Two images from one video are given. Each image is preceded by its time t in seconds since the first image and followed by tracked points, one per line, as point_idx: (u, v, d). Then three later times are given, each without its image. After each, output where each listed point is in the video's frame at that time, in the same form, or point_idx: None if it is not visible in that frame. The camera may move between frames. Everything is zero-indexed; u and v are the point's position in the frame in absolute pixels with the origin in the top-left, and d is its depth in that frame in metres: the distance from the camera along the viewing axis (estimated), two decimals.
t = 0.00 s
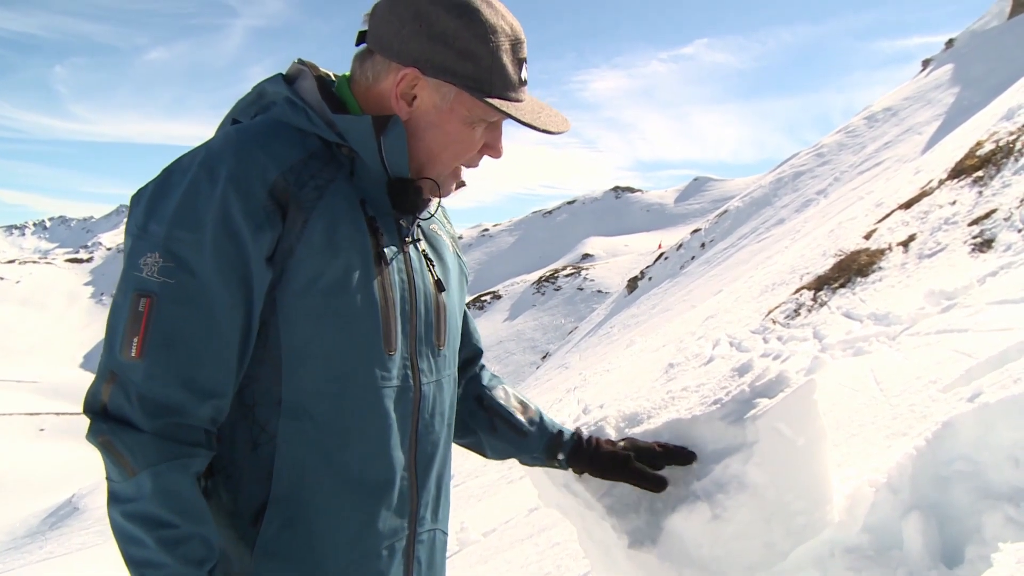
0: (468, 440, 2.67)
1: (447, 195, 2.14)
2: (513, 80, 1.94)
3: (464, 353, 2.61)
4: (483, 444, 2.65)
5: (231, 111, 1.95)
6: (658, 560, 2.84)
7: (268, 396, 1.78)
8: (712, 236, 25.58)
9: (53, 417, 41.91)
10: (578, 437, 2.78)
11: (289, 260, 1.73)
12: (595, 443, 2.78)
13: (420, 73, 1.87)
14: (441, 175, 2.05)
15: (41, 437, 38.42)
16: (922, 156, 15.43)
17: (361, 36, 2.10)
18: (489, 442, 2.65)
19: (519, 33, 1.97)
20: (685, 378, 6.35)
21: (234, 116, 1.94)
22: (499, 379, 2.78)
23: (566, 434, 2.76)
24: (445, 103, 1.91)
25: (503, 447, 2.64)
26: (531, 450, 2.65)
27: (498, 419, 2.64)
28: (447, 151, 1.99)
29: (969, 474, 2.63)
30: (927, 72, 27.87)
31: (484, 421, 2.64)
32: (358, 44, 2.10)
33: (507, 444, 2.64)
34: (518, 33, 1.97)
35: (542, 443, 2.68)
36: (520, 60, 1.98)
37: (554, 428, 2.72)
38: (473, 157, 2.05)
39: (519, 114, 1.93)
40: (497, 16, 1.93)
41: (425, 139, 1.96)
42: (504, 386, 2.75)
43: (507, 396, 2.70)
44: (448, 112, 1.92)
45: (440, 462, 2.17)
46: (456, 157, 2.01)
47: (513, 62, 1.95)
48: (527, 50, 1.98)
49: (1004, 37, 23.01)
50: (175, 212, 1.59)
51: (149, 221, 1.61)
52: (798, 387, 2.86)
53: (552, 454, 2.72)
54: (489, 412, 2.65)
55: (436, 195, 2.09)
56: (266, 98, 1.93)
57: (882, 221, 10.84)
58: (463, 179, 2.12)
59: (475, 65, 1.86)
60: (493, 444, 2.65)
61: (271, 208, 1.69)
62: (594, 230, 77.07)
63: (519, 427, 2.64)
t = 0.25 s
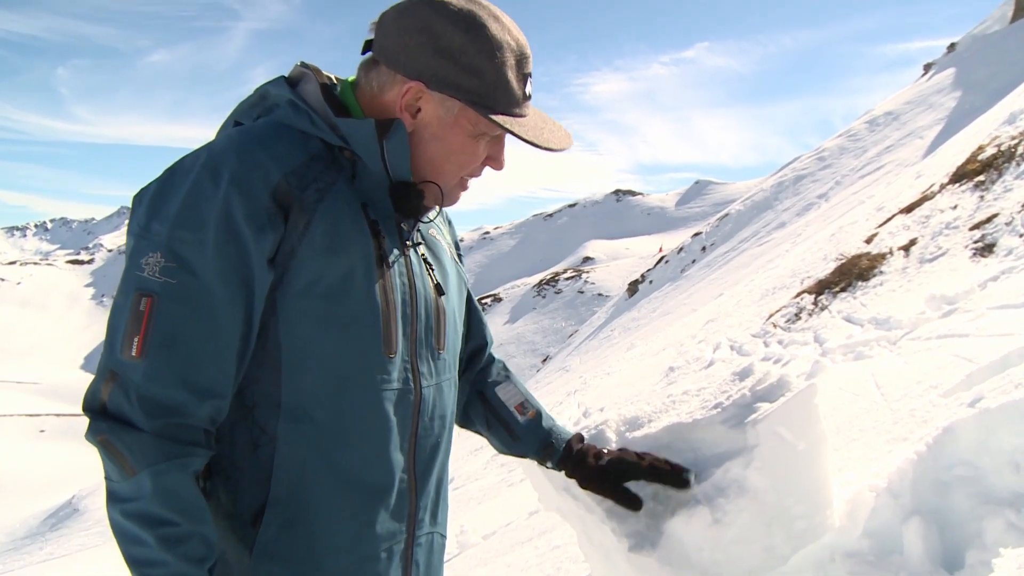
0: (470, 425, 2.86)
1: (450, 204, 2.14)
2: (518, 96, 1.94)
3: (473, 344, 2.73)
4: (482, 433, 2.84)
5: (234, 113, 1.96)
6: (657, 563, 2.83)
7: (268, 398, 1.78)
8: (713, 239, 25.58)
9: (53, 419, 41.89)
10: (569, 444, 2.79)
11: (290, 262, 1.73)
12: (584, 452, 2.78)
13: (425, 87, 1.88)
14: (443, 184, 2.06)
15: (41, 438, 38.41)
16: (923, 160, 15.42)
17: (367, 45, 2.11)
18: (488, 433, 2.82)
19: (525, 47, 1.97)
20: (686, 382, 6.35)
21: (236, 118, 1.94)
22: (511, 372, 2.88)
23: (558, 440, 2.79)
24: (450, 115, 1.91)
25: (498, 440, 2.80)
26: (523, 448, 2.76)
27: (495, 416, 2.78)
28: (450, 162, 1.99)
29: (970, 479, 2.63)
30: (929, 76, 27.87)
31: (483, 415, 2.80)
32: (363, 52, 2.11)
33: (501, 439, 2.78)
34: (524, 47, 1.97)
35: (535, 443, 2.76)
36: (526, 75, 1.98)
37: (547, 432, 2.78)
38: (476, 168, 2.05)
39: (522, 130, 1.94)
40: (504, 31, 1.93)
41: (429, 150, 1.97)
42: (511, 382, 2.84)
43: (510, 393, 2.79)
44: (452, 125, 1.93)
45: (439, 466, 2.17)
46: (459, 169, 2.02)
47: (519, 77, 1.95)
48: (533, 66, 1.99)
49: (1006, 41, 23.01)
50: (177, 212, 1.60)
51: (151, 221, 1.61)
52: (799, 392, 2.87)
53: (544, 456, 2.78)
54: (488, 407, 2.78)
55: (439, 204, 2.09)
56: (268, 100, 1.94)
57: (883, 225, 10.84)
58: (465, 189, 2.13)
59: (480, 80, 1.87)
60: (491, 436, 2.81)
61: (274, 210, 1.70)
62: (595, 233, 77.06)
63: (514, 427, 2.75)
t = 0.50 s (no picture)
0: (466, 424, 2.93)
1: (454, 210, 2.15)
2: (522, 106, 1.94)
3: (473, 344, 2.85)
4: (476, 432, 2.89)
5: (238, 117, 1.97)
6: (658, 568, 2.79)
7: (270, 401, 1.79)
8: (714, 243, 25.59)
9: (53, 420, 41.92)
10: (560, 447, 2.77)
11: (294, 266, 1.74)
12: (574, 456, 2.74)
13: (430, 95, 1.89)
14: (446, 191, 2.06)
15: (41, 439, 38.40)
16: (925, 164, 15.43)
17: (373, 51, 2.11)
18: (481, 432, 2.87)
19: (530, 57, 1.97)
20: (686, 386, 6.35)
21: (240, 123, 1.95)
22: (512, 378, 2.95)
23: (551, 444, 2.78)
24: (454, 124, 1.92)
25: (489, 439, 2.83)
26: (513, 450, 2.78)
27: (489, 415, 2.83)
28: (454, 169, 2.00)
29: (971, 484, 2.63)
30: (930, 80, 27.90)
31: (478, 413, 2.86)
32: (369, 58, 2.12)
33: (493, 439, 2.82)
34: (529, 58, 1.97)
35: (526, 445, 2.78)
36: (530, 86, 1.98)
37: (540, 434, 2.78)
38: (479, 177, 2.06)
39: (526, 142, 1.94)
40: (509, 41, 1.93)
41: (433, 157, 1.98)
42: (509, 385, 2.90)
43: (505, 397, 2.83)
44: (456, 133, 1.94)
45: (440, 469, 2.17)
46: (463, 176, 2.02)
47: (523, 88, 1.95)
48: (537, 76, 1.99)
49: (1007, 45, 23.04)
50: (182, 215, 1.60)
51: (156, 224, 1.62)
52: (801, 397, 2.87)
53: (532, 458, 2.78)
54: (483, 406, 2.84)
55: (442, 210, 2.10)
56: (272, 105, 1.95)
57: (884, 229, 10.85)
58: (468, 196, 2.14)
59: (485, 90, 1.87)
60: (483, 435, 2.87)
61: (279, 214, 1.70)
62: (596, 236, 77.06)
63: (507, 426, 2.79)
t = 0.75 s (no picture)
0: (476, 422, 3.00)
1: (449, 208, 2.15)
2: (514, 101, 1.95)
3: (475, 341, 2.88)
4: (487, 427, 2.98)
5: (233, 120, 1.97)
6: (657, 567, 2.80)
7: (267, 401, 1.79)
8: (713, 243, 25.61)
9: (54, 423, 41.92)
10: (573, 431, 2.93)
11: (289, 266, 1.74)
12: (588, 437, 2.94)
13: (421, 91, 1.90)
14: (441, 188, 2.07)
15: (41, 442, 38.40)
16: (924, 164, 15.44)
17: (366, 51, 2.13)
18: (493, 427, 2.96)
19: (521, 53, 1.98)
20: (686, 386, 6.36)
21: (235, 126, 1.96)
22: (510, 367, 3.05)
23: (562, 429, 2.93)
24: (446, 121, 1.93)
25: (503, 431, 2.93)
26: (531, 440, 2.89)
27: (499, 408, 2.93)
28: (447, 166, 2.00)
29: (969, 482, 2.63)
30: (929, 80, 27.94)
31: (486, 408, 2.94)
32: (363, 58, 2.13)
33: (507, 431, 2.92)
34: (521, 54, 1.98)
35: (540, 433, 2.90)
36: (522, 81, 1.99)
37: (551, 421, 2.92)
38: (474, 174, 2.06)
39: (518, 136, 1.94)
40: (500, 37, 1.94)
41: (425, 154, 1.98)
42: (511, 375, 3.00)
43: (511, 388, 2.94)
44: (448, 129, 1.94)
45: (438, 468, 2.17)
46: (456, 174, 2.02)
47: (515, 83, 1.96)
48: (529, 71, 1.99)
49: (1005, 45, 23.06)
50: (176, 218, 1.61)
51: (150, 228, 1.62)
52: (800, 395, 2.88)
53: (550, 446, 2.92)
54: (491, 401, 2.93)
55: (437, 208, 2.10)
56: (267, 107, 1.96)
57: (883, 228, 10.86)
58: (464, 193, 2.14)
59: (477, 85, 1.87)
60: (496, 429, 2.96)
61: (273, 216, 1.71)
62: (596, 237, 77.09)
63: (519, 418, 2.88)
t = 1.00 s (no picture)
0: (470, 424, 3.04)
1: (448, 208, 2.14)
2: (514, 104, 1.94)
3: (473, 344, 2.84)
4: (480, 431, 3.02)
5: (231, 117, 1.96)
6: (655, 564, 2.82)
7: (267, 399, 1.78)
8: (710, 240, 25.63)
9: (50, 421, 41.88)
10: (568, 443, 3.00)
11: (288, 265, 1.73)
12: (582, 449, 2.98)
13: (422, 93, 1.89)
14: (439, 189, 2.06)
15: (38, 441, 38.30)
16: (920, 161, 15.46)
17: (366, 49, 2.11)
18: (486, 431, 3.01)
19: (523, 57, 1.96)
20: (682, 383, 6.37)
21: (233, 123, 1.95)
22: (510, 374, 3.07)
23: (558, 439, 2.99)
24: (446, 123, 1.92)
25: (496, 437, 2.98)
26: (521, 449, 2.95)
27: (493, 414, 2.97)
28: (446, 168, 1.99)
29: (966, 478, 2.63)
30: (925, 77, 27.99)
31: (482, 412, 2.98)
32: (363, 56, 2.11)
33: (500, 437, 2.96)
34: (522, 57, 1.96)
35: (534, 442, 2.96)
36: (523, 83, 1.97)
37: (547, 430, 2.97)
38: (473, 176, 2.05)
39: (519, 142, 1.93)
40: (502, 39, 1.92)
41: (425, 156, 1.97)
42: (511, 383, 3.02)
43: (509, 397, 2.97)
44: (448, 132, 1.93)
45: (436, 465, 2.17)
46: (455, 175, 2.01)
47: (515, 86, 1.95)
48: (530, 75, 1.98)
49: (1002, 42, 23.10)
50: (177, 216, 1.60)
51: (151, 226, 1.61)
52: (796, 392, 2.87)
53: (542, 454, 2.98)
54: (488, 406, 2.97)
55: (435, 208, 2.09)
56: (265, 104, 1.94)
57: (880, 225, 10.88)
58: (463, 195, 2.13)
59: (477, 88, 1.87)
60: (489, 434, 3.00)
61: (272, 215, 1.70)
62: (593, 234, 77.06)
63: (514, 426, 2.93)
